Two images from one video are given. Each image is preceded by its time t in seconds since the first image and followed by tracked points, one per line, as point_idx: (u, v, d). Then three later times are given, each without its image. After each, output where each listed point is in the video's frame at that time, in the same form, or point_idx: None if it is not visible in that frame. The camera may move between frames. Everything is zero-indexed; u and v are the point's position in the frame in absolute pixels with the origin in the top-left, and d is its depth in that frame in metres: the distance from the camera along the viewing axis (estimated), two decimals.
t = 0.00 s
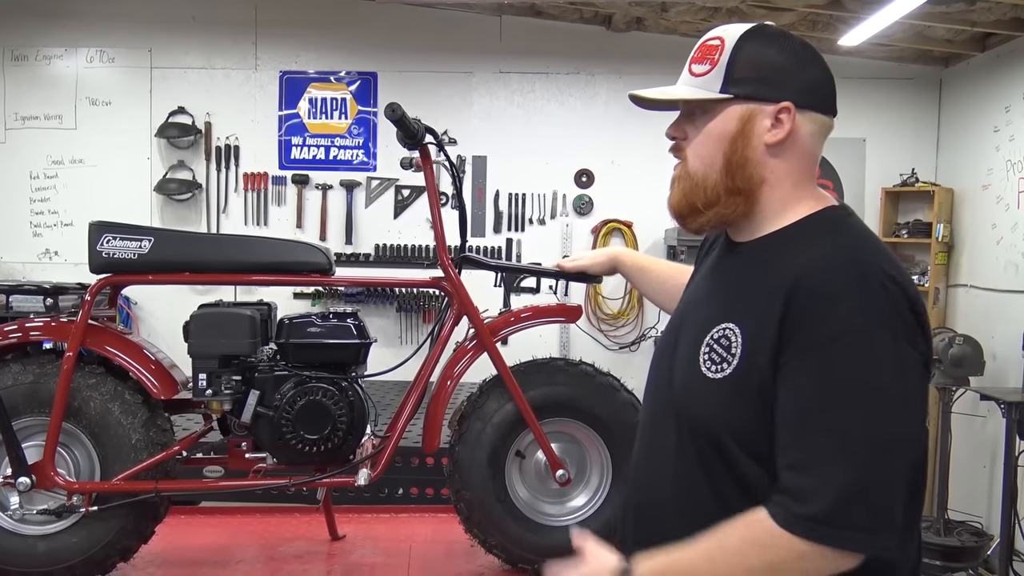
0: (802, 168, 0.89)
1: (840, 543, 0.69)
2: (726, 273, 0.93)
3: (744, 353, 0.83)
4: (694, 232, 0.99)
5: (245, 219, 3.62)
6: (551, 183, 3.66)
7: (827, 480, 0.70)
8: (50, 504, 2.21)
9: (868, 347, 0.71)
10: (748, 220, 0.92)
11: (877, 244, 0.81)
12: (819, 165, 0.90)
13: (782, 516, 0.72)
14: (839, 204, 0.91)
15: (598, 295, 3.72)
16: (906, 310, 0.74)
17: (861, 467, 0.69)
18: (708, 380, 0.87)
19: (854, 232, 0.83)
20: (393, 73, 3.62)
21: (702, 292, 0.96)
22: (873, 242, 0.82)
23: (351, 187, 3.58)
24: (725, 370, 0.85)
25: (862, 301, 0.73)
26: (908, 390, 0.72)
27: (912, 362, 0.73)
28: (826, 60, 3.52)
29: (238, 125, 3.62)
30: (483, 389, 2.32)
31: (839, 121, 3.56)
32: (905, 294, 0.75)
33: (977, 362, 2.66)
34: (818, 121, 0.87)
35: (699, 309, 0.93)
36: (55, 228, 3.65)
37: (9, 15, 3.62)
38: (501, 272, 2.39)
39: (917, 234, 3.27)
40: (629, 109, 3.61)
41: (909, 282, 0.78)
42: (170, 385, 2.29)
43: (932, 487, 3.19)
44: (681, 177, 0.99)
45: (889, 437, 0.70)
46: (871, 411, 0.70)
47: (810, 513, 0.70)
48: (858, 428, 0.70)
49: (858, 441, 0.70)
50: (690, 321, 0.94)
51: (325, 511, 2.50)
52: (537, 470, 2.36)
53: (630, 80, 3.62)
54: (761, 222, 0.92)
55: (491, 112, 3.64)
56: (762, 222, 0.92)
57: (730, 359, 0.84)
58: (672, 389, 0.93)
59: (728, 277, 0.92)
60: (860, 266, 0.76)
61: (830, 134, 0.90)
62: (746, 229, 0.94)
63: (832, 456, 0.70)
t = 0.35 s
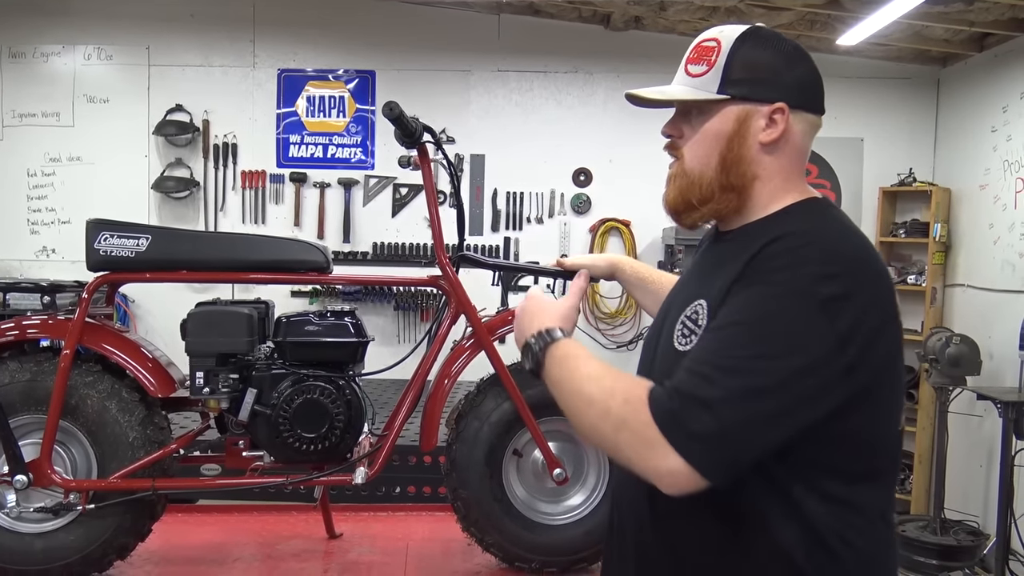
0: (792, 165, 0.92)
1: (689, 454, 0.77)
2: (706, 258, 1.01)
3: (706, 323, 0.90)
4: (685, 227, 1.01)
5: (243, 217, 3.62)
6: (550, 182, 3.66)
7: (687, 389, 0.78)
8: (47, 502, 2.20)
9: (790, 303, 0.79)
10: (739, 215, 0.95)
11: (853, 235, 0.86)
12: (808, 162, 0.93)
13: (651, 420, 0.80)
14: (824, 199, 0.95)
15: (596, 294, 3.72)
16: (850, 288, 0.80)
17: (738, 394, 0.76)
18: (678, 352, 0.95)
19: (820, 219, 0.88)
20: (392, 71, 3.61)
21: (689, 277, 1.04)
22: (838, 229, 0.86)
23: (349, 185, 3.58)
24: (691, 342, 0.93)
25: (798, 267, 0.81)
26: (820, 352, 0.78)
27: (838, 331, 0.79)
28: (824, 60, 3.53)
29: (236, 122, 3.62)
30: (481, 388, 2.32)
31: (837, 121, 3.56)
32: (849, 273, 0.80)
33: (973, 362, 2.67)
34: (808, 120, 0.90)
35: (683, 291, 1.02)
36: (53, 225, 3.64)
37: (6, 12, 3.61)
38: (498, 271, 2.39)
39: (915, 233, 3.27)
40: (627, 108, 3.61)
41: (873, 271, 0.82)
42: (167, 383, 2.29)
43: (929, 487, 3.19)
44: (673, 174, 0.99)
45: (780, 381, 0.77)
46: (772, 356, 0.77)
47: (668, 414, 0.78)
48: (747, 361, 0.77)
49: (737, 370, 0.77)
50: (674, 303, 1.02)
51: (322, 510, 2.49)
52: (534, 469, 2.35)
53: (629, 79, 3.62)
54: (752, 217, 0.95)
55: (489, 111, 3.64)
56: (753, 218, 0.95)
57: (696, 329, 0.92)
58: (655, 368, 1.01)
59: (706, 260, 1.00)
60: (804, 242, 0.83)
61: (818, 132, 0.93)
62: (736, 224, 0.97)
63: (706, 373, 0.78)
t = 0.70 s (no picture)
0: (752, 165, 0.98)
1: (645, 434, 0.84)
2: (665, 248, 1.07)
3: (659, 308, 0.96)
4: (649, 222, 1.06)
5: (241, 218, 3.62)
6: (547, 182, 3.66)
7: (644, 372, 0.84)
8: (46, 504, 2.20)
9: (738, 287, 0.85)
10: (700, 214, 1.00)
11: (801, 227, 0.92)
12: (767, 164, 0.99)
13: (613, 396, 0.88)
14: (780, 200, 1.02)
15: (594, 294, 3.72)
16: (795, 276, 0.87)
17: (688, 372, 0.82)
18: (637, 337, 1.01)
19: (771, 210, 0.94)
20: (389, 71, 3.61)
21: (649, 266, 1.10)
22: (787, 221, 0.93)
23: (347, 185, 3.57)
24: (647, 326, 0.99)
25: (749, 253, 0.87)
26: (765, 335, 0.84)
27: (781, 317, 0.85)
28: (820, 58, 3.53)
29: (234, 123, 3.61)
30: (479, 388, 2.32)
31: (835, 119, 3.56)
32: (794, 264, 0.87)
33: (971, 359, 2.67)
34: (767, 123, 0.97)
35: (643, 280, 1.08)
36: (50, 227, 3.64)
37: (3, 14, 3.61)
38: (496, 271, 2.39)
39: (912, 231, 3.28)
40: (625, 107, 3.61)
41: (817, 261, 0.89)
42: (166, 385, 2.29)
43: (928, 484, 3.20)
44: (640, 172, 1.05)
45: (728, 362, 0.83)
46: (721, 335, 0.83)
47: (625, 396, 0.85)
48: (695, 341, 0.83)
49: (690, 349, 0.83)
50: (635, 291, 1.09)
51: (321, 511, 2.49)
52: (534, 468, 2.35)
53: (627, 78, 3.61)
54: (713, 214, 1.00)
55: (487, 111, 3.63)
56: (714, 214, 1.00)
57: (646, 310, 1.01)
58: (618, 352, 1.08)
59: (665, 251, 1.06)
60: (755, 232, 0.90)
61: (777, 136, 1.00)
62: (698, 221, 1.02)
63: (657, 354, 0.84)
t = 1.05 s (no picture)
0: (725, 174, 1.07)
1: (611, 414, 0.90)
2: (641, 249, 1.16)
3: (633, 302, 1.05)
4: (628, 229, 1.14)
5: (239, 218, 3.62)
6: (546, 182, 3.66)
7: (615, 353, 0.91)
8: (43, 504, 2.20)
9: (703, 279, 0.93)
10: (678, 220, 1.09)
11: (763, 229, 1.01)
12: (738, 172, 1.09)
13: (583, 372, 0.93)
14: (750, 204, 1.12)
15: (592, 294, 3.71)
16: (754, 270, 0.95)
17: (658, 358, 0.89)
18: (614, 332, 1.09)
19: (740, 214, 1.02)
20: (388, 71, 3.61)
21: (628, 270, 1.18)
22: (754, 224, 1.00)
23: (345, 186, 3.57)
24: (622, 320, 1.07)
25: (714, 249, 0.95)
26: (726, 323, 0.92)
27: (742, 307, 0.93)
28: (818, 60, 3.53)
29: (232, 123, 3.61)
30: (476, 389, 2.32)
31: (834, 120, 3.56)
32: (753, 260, 0.95)
33: (969, 360, 2.67)
34: (738, 135, 1.06)
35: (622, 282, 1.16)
36: (49, 227, 3.63)
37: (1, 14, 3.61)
38: (493, 272, 2.39)
39: (910, 232, 3.28)
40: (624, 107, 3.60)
41: (777, 260, 0.98)
42: (164, 385, 2.29)
43: (926, 485, 3.21)
44: (620, 182, 1.12)
45: (693, 347, 0.90)
46: (687, 322, 0.90)
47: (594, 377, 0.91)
48: (660, 328, 0.90)
49: (658, 333, 0.90)
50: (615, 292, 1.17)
51: (319, 511, 2.49)
52: (531, 469, 2.34)
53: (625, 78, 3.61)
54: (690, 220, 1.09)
55: (485, 111, 3.63)
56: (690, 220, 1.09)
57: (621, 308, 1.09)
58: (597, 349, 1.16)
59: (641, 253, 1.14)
60: (719, 231, 0.98)
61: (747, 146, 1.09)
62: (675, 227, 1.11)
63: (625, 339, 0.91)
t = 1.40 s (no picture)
0: (723, 176, 1.10)
1: (565, 360, 0.96)
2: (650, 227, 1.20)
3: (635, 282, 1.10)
4: (635, 232, 1.19)
5: (239, 218, 3.62)
6: (545, 183, 3.66)
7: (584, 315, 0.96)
8: (42, 502, 2.20)
9: (688, 268, 0.98)
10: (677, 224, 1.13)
11: (761, 230, 1.05)
12: (738, 173, 1.12)
13: (537, 338, 0.98)
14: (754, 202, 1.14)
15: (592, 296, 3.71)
16: (740, 265, 1.00)
17: (625, 329, 0.96)
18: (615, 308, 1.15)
19: (733, 210, 1.07)
20: (388, 71, 3.61)
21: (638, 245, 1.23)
22: (737, 216, 1.05)
23: (345, 185, 3.57)
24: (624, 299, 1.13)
25: (697, 237, 1.01)
26: (701, 310, 0.99)
27: (721, 298, 0.99)
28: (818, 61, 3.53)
29: (232, 123, 3.61)
30: (476, 389, 2.32)
31: (833, 123, 3.56)
32: (738, 254, 1.01)
33: (968, 363, 2.67)
34: (735, 136, 1.09)
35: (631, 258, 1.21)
36: (48, 225, 3.63)
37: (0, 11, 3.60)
38: (494, 272, 2.39)
39: (909, 235, 3.29)
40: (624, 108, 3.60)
41: (767, 259, 1.03)
42: (163, 383, 2.29)
43: (924, 487, 3.21)
44: (622, 188, 1.17)
45: (661, 324, 0.97)
46: (661, 303, 0.97)
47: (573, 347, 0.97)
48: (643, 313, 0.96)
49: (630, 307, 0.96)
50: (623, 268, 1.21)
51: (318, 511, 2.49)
52: (530, 469, 2.36)
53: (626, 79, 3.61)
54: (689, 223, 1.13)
55: (485, 111, 3.63)
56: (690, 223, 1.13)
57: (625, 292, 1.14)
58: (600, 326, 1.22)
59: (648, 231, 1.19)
60: (707, 221, 1.03)
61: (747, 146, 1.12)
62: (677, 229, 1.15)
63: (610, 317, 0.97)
